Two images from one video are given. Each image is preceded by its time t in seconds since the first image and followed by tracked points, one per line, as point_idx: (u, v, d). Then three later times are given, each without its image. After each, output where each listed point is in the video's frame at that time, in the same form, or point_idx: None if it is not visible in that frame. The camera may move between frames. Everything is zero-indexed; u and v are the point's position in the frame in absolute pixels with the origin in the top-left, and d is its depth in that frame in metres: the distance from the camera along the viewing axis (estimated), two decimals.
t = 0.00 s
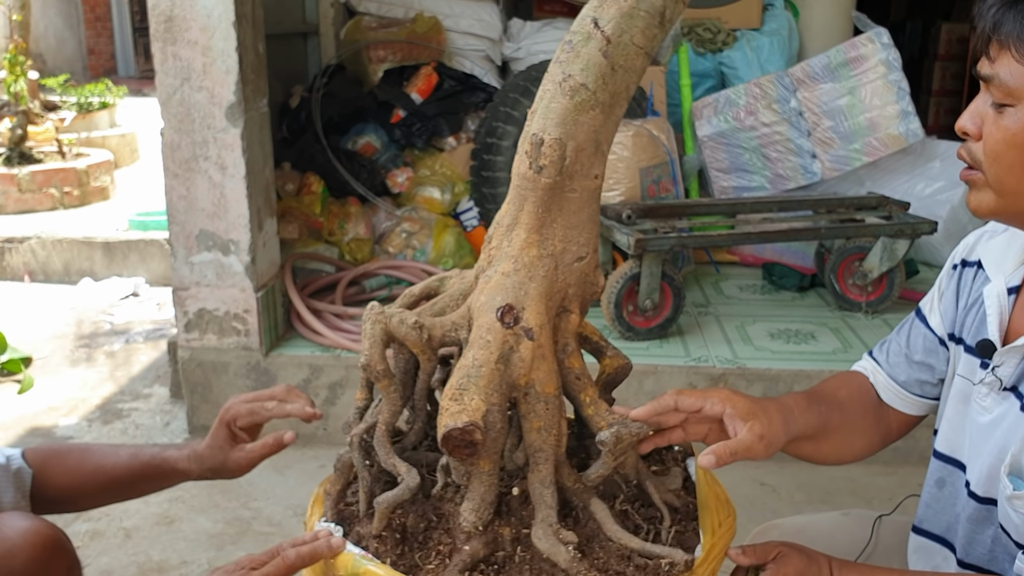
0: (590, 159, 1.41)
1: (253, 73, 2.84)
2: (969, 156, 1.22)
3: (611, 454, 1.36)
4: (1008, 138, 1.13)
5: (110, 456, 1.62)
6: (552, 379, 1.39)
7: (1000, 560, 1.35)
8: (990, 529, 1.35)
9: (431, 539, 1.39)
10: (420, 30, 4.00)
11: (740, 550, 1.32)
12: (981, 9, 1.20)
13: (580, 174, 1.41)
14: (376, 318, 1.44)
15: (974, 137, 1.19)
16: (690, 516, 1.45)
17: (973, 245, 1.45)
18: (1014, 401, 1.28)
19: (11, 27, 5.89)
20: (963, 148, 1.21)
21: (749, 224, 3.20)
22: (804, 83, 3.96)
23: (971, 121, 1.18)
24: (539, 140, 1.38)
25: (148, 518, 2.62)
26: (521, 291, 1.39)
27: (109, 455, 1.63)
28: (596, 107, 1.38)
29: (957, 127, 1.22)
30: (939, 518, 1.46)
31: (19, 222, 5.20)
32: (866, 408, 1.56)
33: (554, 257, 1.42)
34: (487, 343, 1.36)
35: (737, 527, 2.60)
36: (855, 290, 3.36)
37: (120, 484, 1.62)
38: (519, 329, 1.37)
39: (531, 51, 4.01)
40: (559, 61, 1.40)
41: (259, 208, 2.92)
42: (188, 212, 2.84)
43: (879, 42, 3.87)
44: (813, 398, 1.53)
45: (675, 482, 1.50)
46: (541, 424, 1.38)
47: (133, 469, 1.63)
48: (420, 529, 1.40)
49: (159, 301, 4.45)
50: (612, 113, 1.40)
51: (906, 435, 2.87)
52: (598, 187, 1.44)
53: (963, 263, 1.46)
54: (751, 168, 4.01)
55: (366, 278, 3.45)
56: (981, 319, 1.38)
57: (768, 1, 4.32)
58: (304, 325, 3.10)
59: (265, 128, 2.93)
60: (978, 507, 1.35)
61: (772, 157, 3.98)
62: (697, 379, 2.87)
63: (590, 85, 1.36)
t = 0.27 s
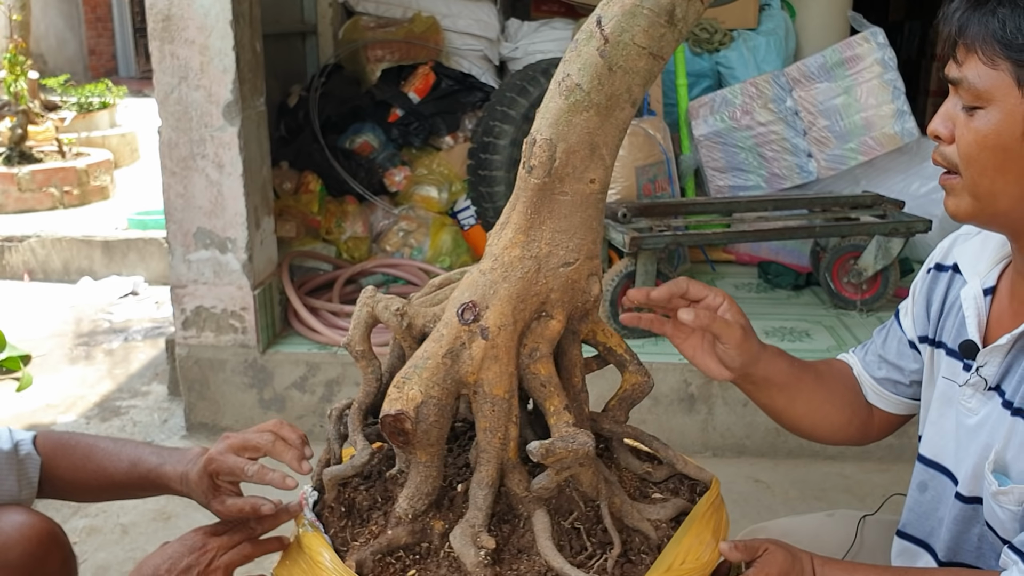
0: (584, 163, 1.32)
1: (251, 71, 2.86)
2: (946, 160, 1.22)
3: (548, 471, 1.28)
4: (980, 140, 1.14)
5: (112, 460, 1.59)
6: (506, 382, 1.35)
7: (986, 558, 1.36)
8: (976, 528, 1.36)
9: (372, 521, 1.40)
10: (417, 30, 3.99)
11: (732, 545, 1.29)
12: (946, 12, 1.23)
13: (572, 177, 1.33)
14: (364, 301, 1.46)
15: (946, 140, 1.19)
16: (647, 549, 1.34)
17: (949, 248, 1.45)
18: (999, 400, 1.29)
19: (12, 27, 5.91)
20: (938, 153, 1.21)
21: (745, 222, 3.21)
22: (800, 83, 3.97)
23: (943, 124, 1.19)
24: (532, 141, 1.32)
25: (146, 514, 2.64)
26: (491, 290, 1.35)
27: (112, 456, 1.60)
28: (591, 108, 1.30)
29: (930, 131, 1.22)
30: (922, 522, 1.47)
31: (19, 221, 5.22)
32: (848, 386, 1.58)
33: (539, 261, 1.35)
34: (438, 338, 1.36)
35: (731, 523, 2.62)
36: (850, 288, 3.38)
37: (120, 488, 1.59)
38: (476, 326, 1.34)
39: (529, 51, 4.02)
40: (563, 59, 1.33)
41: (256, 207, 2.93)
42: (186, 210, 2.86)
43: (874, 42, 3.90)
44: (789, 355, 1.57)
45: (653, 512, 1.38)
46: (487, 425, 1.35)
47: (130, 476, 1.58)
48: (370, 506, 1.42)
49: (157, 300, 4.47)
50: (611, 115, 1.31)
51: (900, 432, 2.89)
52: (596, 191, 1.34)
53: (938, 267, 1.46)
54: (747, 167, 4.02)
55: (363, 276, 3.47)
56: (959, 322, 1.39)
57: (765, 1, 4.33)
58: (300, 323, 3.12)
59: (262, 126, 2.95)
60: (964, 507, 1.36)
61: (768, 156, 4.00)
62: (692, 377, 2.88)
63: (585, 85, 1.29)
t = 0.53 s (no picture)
0: (568, 160, 1.32)
1: (248, 68, 2.86)
2: (939, 158, 1.22)
3: (490, 470, 1.30)
4: (980, 136, 1.14)
5: (131, 455, 1.47)
6: (467, 378, 1.37)
7: (978, 551, 1.37)
8: (969, 521, 1.36)
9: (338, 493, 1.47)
10: (416, 27, 4.00)
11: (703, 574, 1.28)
12: (933, 11, 1.23)
13: (554, 175, 1.33)
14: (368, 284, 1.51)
15: (941, 138, 1.19)
16: (594, 568, 1.32)
17: (935, 241, 1.46)
18: (996, 393, 1.28)
19: (10, 25, 5.91)
20: (932, 150, 1.21)
21: (742, 219, 3.21)
22: (798, 80, 3.97)
23: (936, 123, 1.19)
24: (533, 142, 1.33)
25: (143, 510, 2.64)
26: (465, 283, 1.38)
27: (132, 450, 1.47)
28: (575, 104, 1.29)
29: (922, 130, 1.22)
30: (916, 516, 1.46)
31: (17, 219, 5.22)
32: (778, 352, 1.65)
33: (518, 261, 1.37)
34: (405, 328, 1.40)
35: (728, 519, 2.62)
36: (847, 285, 3.38)
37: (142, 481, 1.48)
38: (440, 317, 1.38)
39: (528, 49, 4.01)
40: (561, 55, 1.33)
41: (253, 203, 2.93)
42: (183, 206, 2.85)
43: (873, 39, 3.90)
44: (701, 331, 1.67)
45: (614, 533, 1.35)
46: (441, 419, 1.38)
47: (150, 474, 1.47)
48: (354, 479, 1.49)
49: (155, 298, 4.46)
50: (597, 112, 1.30)
51: (897, 429, 2.90)
52: (581, 191, 1.34)
53: (922, 257, 1.46)
54: (745, 164, 4.02)
55: (360, 273, 3.46)
56: (954, 316, 1.37)
57: None
58: (297, 320, 3.11)
59: (259, 122, 2.95)
60: (959, 501, 1.36)
61: (766, 154, 4.00)
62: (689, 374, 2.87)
63: (570, 81, 1.29)
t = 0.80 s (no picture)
0: (541, 156, 1.29)
1: (246, 63, 2.86)
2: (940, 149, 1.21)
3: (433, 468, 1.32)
4: (985, 127, 1.12)
5: (134, 472, 1.40)
6: (428, 372, 1.38)
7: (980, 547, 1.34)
8: (974, 517, 1.34)
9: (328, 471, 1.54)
10: (415, 24, 4.01)
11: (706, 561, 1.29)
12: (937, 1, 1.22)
13: (528, 171, 1.30)
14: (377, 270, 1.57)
15: (944, 129, 1.17)
16: None
17: (936, 238, 1.46)
18: (999, 386, 1.27)
19: (10, 24, 5.92)
20: (933, 141, 1.20)
21: (742, 215, 3.20)
22: (798, 77, 3.96)
23: (938, 114, 1.18)
24: (516, 138, 1.29)
25: (140, 506, 2.64)
26: (437, 277, 1.39)
27: (134, 466, 1.41)
28: (546, 97, 1.26)
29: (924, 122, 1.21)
30: (920, 512, 1.45)
31: (17, 217, 5.22)
32: (787, 371, 1.63)
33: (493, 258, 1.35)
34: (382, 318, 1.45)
35: (727, 515, 2.61)
36: (847, 282, 3.37)
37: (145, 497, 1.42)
38: (409, 308, 1.40)
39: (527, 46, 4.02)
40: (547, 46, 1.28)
41: (251, 198, 2.93)
42: (181, 202, 2.85)
43: (872, 36, 3.91)
44: (705, 350, 1.65)
45: (562, 550, 1.30)
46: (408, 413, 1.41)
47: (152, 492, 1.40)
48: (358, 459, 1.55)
49: (154, 295, 4.46)
50: (569, 106, 1.25)
51: (897, 425, 2.89)
52: (556, 189, 1.30)
53: (924, 255, 1.46)
54: (744, 162, 4.01)
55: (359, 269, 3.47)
56: (956, 309, 1.36)
57: None
58: (296, 316, 3.11)
59: (257, 118, 2.95)
60: (964, 496, 1.33)
61: (765, 151, 3.99)
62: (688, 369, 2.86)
63: (542, 73, 1.25)
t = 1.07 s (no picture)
0: (517, 142, 1.27)
1: (246, 55, 2.84)
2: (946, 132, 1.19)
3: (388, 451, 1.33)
4: (989, 109, 1.10)
5: (103, 446, 1.42)
6: (399, 355, 1.36)
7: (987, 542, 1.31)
8: (978, 506, 1.32)
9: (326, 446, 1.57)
10: (415, 19, 3.99)
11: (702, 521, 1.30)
12: None
13: (506, 155, 1.28)
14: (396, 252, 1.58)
15: (948, 111, 1.16)
16: None
17: (948, 222, 1.44)
18: (999, 372, 1.26)
19: (9, 20, 5.91)
20: (938, 124, 1.18)
21: (743, 209, 3.18)
22: (799, 72, 3.95)
23: (943, 95, 1.16)
24: (503, 122, 1.27)
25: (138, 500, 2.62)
26: (419, 262, 1.38)
27: (103, 440, 1.42)
28: (520, 81, 1.23)
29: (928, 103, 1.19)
30: (922, 498, 1.44)
31: (16, 213, 5.21)
32: (813, 378, 1.57)
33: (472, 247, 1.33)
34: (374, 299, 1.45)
35: (729, 509, 2.59)
36: (849, 277, 3.36)
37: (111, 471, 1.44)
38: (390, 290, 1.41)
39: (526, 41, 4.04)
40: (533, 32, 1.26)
41: (251, 191, 2.92)
42: (180, 195, 2.84)
43: (874, 31, 3.88)
44: (731, 353, 1.59)
45: (506, 552, 1.26)
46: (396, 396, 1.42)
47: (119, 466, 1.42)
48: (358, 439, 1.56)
49: (153, 291, 4.45)
50: (540, 92, 1.21)
51: (900, 420, 2.88)
52: (530, 177, 1.27)
53: (937, 240, 1.44)
54: (745, 157, 3.99)
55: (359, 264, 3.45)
56: (960, 291, 1.36)
57: None
58: (296, 310, 3.09)
59: (256, 111, 2.94)
60: (966, 483, 1.32)
61: (767, 146, 3.97)
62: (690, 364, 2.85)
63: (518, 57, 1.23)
